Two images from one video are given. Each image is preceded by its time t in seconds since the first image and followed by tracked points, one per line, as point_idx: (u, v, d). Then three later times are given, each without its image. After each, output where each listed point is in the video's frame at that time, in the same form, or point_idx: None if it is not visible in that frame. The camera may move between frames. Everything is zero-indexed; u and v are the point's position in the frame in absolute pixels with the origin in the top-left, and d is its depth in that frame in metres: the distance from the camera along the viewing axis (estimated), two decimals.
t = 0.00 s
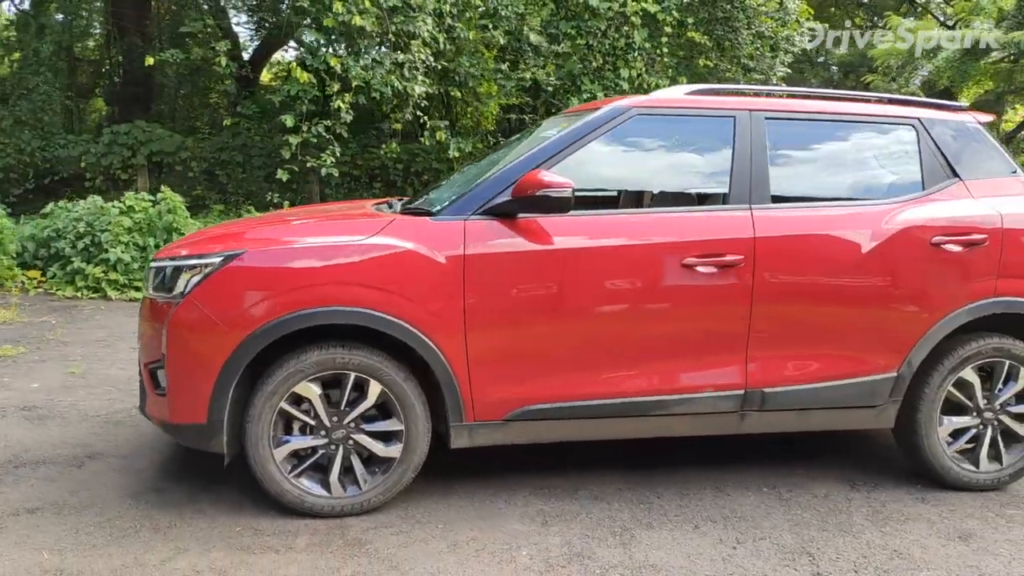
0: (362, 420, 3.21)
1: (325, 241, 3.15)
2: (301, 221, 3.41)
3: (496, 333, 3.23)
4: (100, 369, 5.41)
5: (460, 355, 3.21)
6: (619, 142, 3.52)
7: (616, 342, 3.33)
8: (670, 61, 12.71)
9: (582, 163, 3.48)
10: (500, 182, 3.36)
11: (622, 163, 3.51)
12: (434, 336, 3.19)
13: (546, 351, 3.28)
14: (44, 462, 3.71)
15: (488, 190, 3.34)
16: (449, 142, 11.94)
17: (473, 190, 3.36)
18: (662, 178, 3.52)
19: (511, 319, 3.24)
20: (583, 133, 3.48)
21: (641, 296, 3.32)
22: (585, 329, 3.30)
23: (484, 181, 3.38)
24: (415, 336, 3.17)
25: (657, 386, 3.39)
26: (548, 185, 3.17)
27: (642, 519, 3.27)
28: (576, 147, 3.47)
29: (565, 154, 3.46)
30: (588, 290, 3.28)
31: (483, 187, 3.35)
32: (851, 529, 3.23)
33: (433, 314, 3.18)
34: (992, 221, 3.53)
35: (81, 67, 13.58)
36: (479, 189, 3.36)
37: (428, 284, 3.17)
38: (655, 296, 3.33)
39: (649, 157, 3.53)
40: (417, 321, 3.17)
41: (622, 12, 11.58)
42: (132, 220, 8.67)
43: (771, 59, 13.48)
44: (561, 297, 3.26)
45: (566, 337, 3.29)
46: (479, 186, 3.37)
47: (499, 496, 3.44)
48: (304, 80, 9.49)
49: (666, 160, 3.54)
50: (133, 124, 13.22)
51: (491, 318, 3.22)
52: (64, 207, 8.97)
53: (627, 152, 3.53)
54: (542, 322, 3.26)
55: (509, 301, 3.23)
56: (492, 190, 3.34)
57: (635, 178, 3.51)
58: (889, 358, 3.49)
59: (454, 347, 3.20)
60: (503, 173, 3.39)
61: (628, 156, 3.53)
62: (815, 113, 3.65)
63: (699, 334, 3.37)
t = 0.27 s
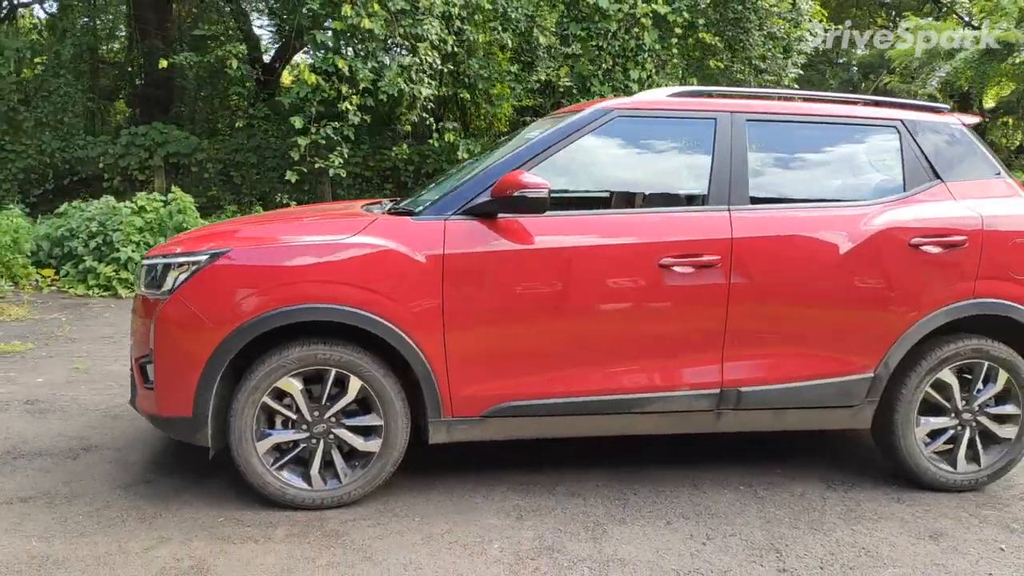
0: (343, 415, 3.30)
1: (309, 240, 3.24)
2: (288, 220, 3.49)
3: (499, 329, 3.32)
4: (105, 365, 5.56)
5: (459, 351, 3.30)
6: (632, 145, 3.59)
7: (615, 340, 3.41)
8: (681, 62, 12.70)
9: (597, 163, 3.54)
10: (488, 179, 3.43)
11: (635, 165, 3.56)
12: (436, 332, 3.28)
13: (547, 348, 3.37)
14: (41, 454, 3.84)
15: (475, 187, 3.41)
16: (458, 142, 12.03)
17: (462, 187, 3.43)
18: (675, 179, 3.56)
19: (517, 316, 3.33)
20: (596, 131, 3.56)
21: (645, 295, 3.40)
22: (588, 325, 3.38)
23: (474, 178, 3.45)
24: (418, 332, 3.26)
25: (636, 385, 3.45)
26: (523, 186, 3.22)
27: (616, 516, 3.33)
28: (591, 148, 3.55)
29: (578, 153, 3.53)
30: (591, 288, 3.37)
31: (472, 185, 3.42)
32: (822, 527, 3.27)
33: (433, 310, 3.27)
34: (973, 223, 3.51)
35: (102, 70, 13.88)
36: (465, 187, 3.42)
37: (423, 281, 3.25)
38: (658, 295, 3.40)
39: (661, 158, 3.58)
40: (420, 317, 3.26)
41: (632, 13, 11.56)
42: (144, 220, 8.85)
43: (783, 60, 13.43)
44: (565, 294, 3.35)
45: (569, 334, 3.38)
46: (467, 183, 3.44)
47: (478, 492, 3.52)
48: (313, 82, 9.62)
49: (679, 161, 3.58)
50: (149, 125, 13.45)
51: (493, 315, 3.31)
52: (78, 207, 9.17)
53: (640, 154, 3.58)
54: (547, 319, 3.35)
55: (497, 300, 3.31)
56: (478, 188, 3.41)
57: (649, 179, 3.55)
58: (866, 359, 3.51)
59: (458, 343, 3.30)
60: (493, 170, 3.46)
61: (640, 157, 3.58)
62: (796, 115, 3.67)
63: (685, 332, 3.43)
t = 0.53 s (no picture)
0: (323, 410, 3.38)
1: (291, 240, 3.33)
2: (273, 220, 3.58)
3: (501, 326, 3.40)
4: (106, 361, 5.70)
5: (457, 347, 3.38)
6: (643, 148, 3.64)
7: (616, 339, 3.47)
8: (690, 62, 12.68)
9: (609, 166, 3.60)
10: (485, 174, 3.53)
11: (647, 167, 3.61)
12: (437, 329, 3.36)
13: (545, 346, 3.44)
14: (36, 447, 3.97)
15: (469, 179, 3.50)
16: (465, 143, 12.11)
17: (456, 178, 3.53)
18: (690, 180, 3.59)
19: (520, 313, 3.41)
20: (606, 134, 3.63)
21: (649, 294, 3.45)
22: (590, 323, 3.44)
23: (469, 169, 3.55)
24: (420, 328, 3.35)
25: (614, 383, 3.50)
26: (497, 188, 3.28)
27: (588, 512, 3.40)
28: (603, 151, 3.62)
29: (587, 155, 3.60)
30: (595, 287, 3.43)
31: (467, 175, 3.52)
32: (791, 525, 3.32)
33: (434, 308, 3.35)
34: (948, 225, 3.52)
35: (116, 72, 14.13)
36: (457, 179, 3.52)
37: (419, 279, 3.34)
38: (663, 294, 3.45)
39: (674, 160, 3.63)
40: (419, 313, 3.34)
41: (639, 14, 11.54)
42: (151, 220, 9.01)
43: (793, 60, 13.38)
44: (568, 293, 3.42)
45: (571, 331, 3.44)
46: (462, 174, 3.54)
47: (455, 486, 3.60)
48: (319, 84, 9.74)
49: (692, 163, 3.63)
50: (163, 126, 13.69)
51: (494, 313, 3.39)
52: (89, 207, 9.37)
53: (652, 157, 3.63)
54: (554, 317, 3.42)
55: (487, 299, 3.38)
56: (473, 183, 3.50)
57: (664, 181, 3.60)
58: (840, 359, 3.54)
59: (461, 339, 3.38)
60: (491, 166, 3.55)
61: (652, 160, 3.63)
62: (773, 118, 3.71)
63: (672, 331, 3.48)
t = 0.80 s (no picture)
0: (309, 407, 3.43)
1: (277, 240, 3.39)
2: (261, 220, 3.64)
3: (505, 326, 3.46)
4: (109, 357, 5.80)
5: (459, 346, 3.44)
6: (655, 149, 3.67)
7: (617, 338, 3.50)
8: (698, 62, 12.66)
9: (619, 167, 3.63)
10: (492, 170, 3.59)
11: (658, 169, 3.63)
12: (441, 327, 3.42)
13: (546, 345, 3.49)
14: (35, 441, 4.06)
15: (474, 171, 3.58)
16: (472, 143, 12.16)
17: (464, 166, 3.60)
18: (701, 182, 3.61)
19: (522, 313, 3.46)
20: (617, 136, 3.67)
21: (655, 294, 3.49)
22: (591, 323, 3.49)
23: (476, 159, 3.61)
24: (426, 327, 3.41)
25: (598, 381, 3.54)
26: (479, 189, 3.33)
27: (571, 509, 3.43)
28: (614, 152, 3.65)
29: (596, 157, 3.64)
30: (598, 287, 3.47)
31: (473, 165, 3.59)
32: (774, 523, 3.33)
33: (437, 307, 3.41)
34: (933, 227, 3.55)
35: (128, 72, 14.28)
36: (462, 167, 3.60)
37: (420, 279, 3.39)
38: (668, 294, 3.49)
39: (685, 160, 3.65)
40: (421, 312, 3.40)
41: (646, 14, 11.56)
42: (160, 219, 9.13)
43: (804, 60, 13.31)
44: (572, 293, 3.47)
45: (575, 331, 3.49)
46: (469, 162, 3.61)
47: (442, 482, 3.64)
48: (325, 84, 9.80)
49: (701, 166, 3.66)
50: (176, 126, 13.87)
51: (497, 313, 3.45)
52: (99, 205, 9.51)
53: (662, 158, 3.65)
54: (560, 317, 3.48)
55: (484, 299, 3.43)
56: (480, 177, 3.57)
57: (647, 183, 3.62)
58: (824, 360, 3.56)
59: (465, 338, 3.44)
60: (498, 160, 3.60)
61: (662, 161, 3.65)
62: (759, 121, 3.73)
63: (673, 330, 3.51)
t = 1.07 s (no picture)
0: (301, 403, 3.45)
1: (269, 237, 3.41)
2: (255, 218, 3.67)
3: (513, 323, 3.47)
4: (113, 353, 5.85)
5: (467, 342, 3.45)
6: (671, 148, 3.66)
7: (625, 336, 3.50)
8: (709, 61, 12.59)
9: (634, 166, 3.61)
10: (503, 165, 3.61)
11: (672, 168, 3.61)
12: (449, 323, 3.43)
13: (553, 342, 3.49)
14: (34, 434, 4.10)
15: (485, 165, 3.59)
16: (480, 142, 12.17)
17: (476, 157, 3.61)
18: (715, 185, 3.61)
19: (529, 311, 3.47)
20: (632, 135, 3.66)
21: (666, 292, 3.48)
22: (598, 321, 3.48)
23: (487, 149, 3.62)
24: (436, 323, 3.43)
25: (589, 379, 3.52)
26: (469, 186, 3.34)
27: (562, 507, 3.42)
28: (627, 151, 3.64)
29: (609, 155, 3.63)
30: (606, 286, 3.47)
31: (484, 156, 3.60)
32: (765, 524, 3.30)
33: (445, 304, 3.42)
34: (930, 226, 3.51)
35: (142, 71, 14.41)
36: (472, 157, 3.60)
37: (425, 276, 3.40)
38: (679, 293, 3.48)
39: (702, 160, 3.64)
40: (429, 308, 3.42)
41: (656, 14, 11.54)
42: (169, 217, 9.21)
43: (816, 59, 13.20)
44: (580, 291, 3.47)
45: (584, 329, 3.49)
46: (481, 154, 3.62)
47: (433, 480, 3.64)
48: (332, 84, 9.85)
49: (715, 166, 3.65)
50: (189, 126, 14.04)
51: (506, 310, 3.46)
52: (110, 203, 9.61)
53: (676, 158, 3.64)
54: (568, 314, 3.47)
55: (483, 296, 3.44)
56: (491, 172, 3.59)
57: (640, 181, 3.61)
58: (819, 359, 3.53)
59: (474, 336, 3.45)
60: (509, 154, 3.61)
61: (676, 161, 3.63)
62: (753, 118, 3.70)
63: (681, 328, 3.50)
